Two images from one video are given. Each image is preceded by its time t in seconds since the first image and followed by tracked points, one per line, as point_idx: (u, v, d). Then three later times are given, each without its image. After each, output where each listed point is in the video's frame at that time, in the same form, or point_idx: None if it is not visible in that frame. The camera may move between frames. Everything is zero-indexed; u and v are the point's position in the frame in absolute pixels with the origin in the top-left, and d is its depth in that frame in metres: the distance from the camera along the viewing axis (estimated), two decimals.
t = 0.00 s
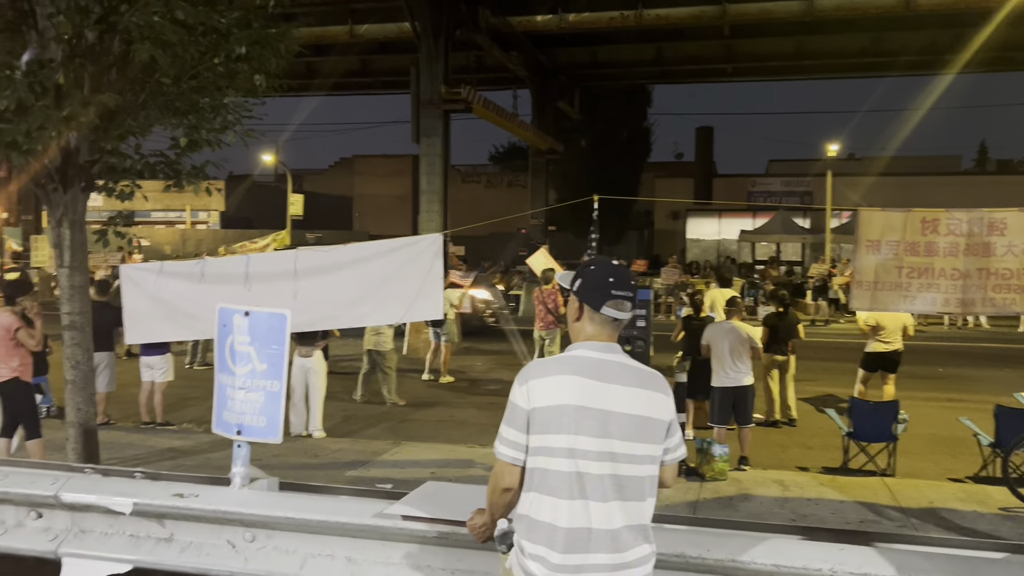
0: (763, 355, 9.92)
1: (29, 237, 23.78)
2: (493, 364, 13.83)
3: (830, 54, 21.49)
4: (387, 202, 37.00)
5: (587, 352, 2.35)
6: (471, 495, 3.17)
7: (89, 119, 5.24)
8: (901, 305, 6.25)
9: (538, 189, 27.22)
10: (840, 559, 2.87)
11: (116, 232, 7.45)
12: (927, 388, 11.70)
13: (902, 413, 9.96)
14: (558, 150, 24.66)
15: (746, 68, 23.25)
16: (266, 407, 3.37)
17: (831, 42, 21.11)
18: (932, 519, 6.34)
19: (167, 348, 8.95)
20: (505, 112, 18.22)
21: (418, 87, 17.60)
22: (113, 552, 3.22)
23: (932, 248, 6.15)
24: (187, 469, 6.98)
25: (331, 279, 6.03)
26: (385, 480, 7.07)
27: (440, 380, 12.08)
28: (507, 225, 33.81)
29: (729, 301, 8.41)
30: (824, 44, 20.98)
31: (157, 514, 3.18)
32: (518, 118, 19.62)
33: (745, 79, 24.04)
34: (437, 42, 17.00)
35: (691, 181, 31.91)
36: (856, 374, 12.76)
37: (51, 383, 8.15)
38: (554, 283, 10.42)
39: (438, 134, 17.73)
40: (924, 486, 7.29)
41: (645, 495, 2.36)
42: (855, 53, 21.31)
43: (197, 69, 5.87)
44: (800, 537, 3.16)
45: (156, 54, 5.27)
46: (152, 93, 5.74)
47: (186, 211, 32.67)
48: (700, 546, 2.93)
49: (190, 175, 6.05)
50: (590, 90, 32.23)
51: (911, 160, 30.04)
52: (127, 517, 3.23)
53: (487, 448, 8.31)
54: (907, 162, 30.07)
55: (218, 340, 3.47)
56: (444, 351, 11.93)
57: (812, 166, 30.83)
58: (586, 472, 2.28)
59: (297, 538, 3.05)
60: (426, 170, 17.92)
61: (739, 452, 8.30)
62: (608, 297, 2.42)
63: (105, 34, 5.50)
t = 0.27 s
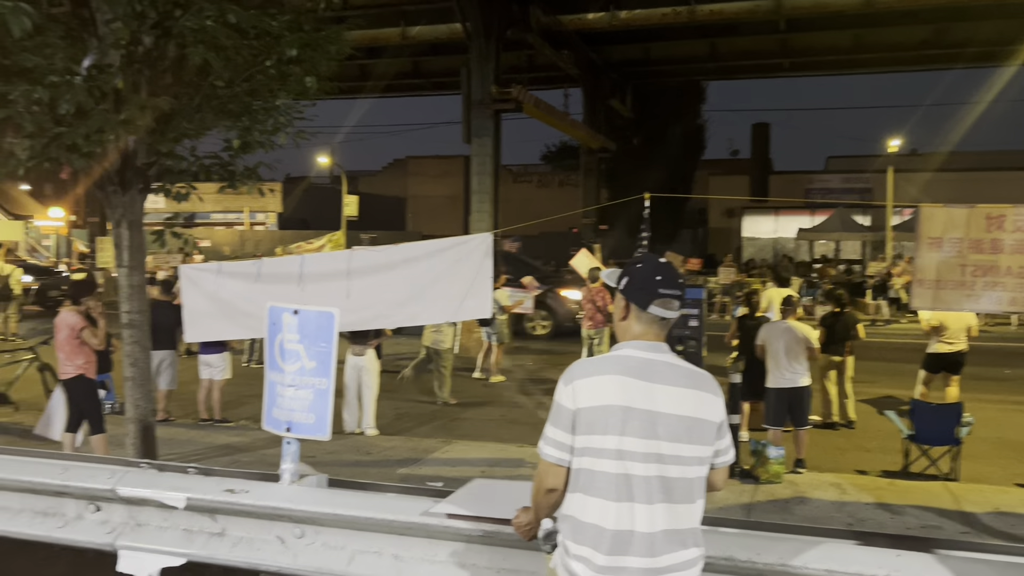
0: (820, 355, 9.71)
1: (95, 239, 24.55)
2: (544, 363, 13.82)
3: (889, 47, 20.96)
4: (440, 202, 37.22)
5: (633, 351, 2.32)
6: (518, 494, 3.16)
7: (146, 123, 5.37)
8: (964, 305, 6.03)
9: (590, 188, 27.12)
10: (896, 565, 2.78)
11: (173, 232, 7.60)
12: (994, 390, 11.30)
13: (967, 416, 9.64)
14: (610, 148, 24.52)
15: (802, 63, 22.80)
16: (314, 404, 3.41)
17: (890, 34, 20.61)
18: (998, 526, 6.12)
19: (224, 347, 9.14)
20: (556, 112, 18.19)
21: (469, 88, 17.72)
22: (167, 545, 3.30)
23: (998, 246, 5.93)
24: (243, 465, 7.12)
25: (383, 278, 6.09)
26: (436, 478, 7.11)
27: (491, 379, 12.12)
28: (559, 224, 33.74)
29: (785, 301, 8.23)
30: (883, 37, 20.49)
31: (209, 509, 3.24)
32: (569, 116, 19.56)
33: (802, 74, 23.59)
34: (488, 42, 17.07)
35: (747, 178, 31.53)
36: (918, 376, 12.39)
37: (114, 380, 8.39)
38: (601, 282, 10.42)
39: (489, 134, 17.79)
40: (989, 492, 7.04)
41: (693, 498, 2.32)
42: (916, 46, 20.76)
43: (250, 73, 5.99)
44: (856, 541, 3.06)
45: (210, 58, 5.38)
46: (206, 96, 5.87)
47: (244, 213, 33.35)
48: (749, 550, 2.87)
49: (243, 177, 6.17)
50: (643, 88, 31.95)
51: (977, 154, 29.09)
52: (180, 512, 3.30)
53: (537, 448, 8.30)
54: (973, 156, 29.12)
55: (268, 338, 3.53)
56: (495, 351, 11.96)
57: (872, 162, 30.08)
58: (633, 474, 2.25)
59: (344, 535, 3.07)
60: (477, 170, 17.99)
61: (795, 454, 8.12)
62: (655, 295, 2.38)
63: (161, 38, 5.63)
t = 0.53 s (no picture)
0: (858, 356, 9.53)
1: (135, 242, 24.97)
2: (577, 364, 13.78)
3: (930, 42, 20.52)
4: (473, 203, 37.28)
5: (661, 353, 2.29)
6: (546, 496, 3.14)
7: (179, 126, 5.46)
8: (1009, 304, 5.87)
9: (624, 188, 26.98)
10: (932, 572, 2.71)
11: (207, 233, 7.66)
12: None
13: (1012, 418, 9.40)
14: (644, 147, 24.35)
15: (840, 59, 22.44)
16: (342, 405, 3.42)
17: (930, 28, 20.23)
18: None
19: (260, 347, 9.24)
20: (589, 111, 18.12)
21: (502, 89, 17.70)
22: (199, 544, 3.34)
23: None
24: (277, 465, 7.19)
25: (415, 278, 6.11)
26: (468, 479, 7.12)
27: (523, 380, 12.11)
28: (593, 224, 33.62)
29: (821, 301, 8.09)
30: (924, 31, 20.06)
31: (240, 509, 3.27)
32: (602, 116, 19.47)
33: (840, 70, 23.20)
34: (520, 42, 17.07)
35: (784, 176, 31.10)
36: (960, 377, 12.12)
37: (153, 380, 8.53)
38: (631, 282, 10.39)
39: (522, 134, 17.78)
40: None
41: (722, 502, 2.28)
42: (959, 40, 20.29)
43: (281, 75, 6.06)
44: (891, 547, 3.00)
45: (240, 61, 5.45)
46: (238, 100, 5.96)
47: (280, 215, 33.71)
48: (780, 555, 2.82)
49: (274, 179, 6.25)
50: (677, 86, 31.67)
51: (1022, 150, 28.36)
52: (212, 511, 3.34)
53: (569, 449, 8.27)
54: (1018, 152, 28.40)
55: (296, 339, 3.55)
56: (528, 351, 11.95)
57: (913, 159, 29.50)
58: (660, 477, 2.22)
59: (373, 536, 3.09)
60: (509, 170, 17.98)
61: (832, 456, 7.99)
62: (682, 297, 2.35)
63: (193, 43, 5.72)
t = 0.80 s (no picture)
0: (894, 354, 9.37)
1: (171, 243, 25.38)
2: (607, 363, 13.73)
3: (969, 34, 20.12)
4: (504, 202, 37.32)
5: (688, 352, 2.26)
6: (574, 496, 3.13)
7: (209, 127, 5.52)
8: None
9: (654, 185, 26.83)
10: None
11: (239, 234, 7.71)
12: None
13: None
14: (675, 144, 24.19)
15: (874, 53, 22.10)
16: (369, 404, 3.44)
17: (969, 20, 19.87)
18: None
19: (292, 346, 9.34)
20: (619, 108, 18.04)
21: (531, 87, 17.70)
22: (229, 542, 3.38)
23: None
24: (309, 462, 7.25)
25: (446, 278, 6.13)
26: (498, 478, 7.12)
27: (553, 379, 12.10)
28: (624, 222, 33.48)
29: (856, 299, 7.95)
30: (962, 23, 19.67)
31: (269, 507, 3.30)
32: (632, 113, 19.37)
33: (874, 64, 22.85)
34: (549, 40, 17.06)
35: (818, 173, 30.69)
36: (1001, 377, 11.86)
37: (187, 379, 8.66)
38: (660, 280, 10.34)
39: (552, 132, 17.76)
40: None
41: (751, 504, 2.25)
42: (998, 32, 19.87)
43: (310, 77, 6.11)
44: (926, 551, 2.93)
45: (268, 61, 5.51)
46: (268, 101, 6.02)
47: (313, 215, 34.03)
48: (810, 557, 2.77)
49: (304, 180, 6.30)
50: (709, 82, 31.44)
51: None
52: (241, 509, 3.38)
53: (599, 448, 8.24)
54: None
55: (325, 339, 3.57)
56: (558, 350, 11.94)
57: (951, 154, 28.95)
58: (688, 477, 2.20)
59: (399, 534, 3.10)
60: (539, 169, 17.96)
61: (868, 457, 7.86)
62: (711, 295, 2.32)
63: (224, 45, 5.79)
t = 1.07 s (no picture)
0: (931, 351, 9.20)
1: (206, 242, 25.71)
2: (639, 360, 13.66)
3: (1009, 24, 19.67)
4: (534, 199, 37.28)
5: (719, 350, 2.24)
6: (602, 495, 3.11)
7: (239, 128, 5.58)
8: None
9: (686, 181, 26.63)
10: None
11: (269, 233, 7.75)
12: None
13: None
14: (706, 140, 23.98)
15: (911, 44, 21.70)
16: (397, 402, 3.45)
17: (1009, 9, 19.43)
18: None
19: (324, 344, 9.41)
20: (649, 104, 17.92)
21: (561, 84, 17.65)
22: (260, 538, 3.41)
23: None
24: (340, 459, 7.31)
25: (476, 276, 6.13)
26: (528, 475, 7.11)
27: (584, 376, 12.07)
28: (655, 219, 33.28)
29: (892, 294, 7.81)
30: (1002, 12, 19.23)
31: (298, 504, 3.32)
32: (663, 109, 19.24)
33: (911, 56, 22.44)
34: (578, 37, 16.99)
35: (854, 167, 30.22)
36: None
37: (221, 377, 8.77)
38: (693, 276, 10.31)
39: (582, 129, 17.70)
40: None
41: (782, 503, 2.22)
42: None
43: (338, 76, 6.15)
44: (963, 552, 2.87)
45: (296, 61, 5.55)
46: (297, 101, 6.07)
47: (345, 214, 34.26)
48: (842, 557, 2.72)
49: (333, 179, 6.34)
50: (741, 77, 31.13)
51: None
52: (271, 506, 3.41)
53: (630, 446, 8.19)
54: None
55: (354, 337, 3.59)
56: (586, 347, 11.90)
57: (990, 147, 28.34)
58: (719, 476, 2.17)
59: (427, 531, 3.10)
60: (569, 166, 17.90)
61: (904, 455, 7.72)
62: (743, 292, 2.28)
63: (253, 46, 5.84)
